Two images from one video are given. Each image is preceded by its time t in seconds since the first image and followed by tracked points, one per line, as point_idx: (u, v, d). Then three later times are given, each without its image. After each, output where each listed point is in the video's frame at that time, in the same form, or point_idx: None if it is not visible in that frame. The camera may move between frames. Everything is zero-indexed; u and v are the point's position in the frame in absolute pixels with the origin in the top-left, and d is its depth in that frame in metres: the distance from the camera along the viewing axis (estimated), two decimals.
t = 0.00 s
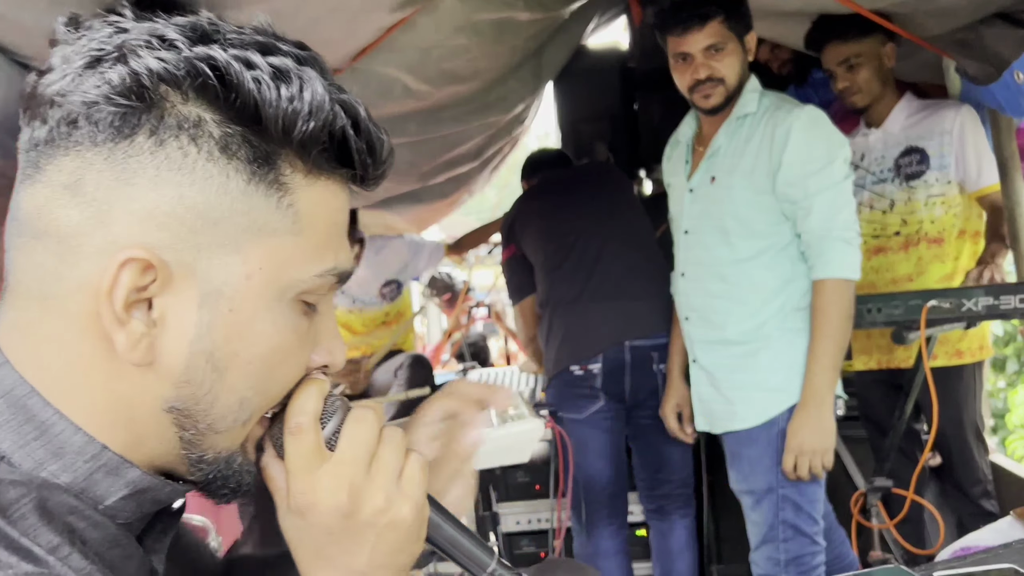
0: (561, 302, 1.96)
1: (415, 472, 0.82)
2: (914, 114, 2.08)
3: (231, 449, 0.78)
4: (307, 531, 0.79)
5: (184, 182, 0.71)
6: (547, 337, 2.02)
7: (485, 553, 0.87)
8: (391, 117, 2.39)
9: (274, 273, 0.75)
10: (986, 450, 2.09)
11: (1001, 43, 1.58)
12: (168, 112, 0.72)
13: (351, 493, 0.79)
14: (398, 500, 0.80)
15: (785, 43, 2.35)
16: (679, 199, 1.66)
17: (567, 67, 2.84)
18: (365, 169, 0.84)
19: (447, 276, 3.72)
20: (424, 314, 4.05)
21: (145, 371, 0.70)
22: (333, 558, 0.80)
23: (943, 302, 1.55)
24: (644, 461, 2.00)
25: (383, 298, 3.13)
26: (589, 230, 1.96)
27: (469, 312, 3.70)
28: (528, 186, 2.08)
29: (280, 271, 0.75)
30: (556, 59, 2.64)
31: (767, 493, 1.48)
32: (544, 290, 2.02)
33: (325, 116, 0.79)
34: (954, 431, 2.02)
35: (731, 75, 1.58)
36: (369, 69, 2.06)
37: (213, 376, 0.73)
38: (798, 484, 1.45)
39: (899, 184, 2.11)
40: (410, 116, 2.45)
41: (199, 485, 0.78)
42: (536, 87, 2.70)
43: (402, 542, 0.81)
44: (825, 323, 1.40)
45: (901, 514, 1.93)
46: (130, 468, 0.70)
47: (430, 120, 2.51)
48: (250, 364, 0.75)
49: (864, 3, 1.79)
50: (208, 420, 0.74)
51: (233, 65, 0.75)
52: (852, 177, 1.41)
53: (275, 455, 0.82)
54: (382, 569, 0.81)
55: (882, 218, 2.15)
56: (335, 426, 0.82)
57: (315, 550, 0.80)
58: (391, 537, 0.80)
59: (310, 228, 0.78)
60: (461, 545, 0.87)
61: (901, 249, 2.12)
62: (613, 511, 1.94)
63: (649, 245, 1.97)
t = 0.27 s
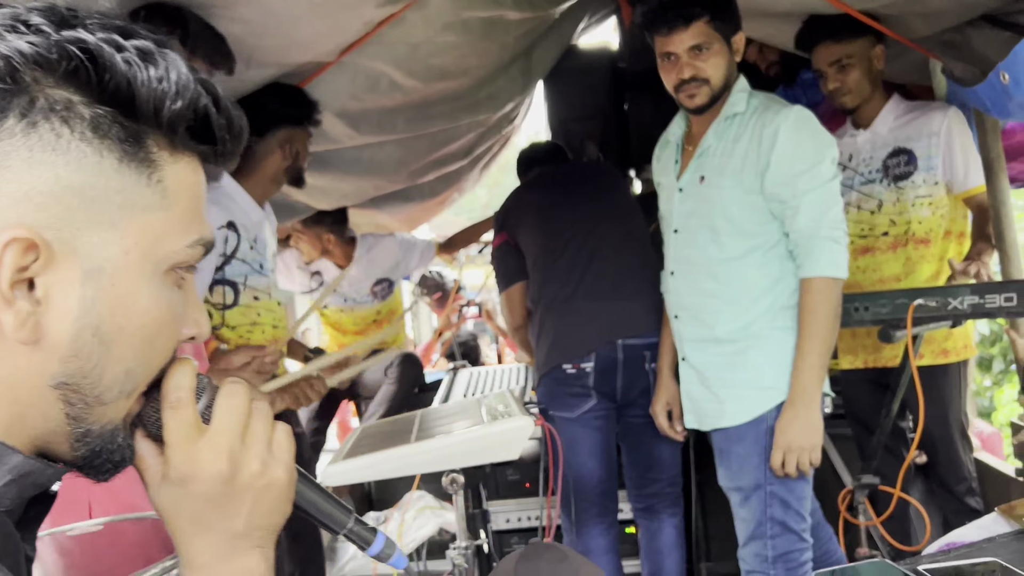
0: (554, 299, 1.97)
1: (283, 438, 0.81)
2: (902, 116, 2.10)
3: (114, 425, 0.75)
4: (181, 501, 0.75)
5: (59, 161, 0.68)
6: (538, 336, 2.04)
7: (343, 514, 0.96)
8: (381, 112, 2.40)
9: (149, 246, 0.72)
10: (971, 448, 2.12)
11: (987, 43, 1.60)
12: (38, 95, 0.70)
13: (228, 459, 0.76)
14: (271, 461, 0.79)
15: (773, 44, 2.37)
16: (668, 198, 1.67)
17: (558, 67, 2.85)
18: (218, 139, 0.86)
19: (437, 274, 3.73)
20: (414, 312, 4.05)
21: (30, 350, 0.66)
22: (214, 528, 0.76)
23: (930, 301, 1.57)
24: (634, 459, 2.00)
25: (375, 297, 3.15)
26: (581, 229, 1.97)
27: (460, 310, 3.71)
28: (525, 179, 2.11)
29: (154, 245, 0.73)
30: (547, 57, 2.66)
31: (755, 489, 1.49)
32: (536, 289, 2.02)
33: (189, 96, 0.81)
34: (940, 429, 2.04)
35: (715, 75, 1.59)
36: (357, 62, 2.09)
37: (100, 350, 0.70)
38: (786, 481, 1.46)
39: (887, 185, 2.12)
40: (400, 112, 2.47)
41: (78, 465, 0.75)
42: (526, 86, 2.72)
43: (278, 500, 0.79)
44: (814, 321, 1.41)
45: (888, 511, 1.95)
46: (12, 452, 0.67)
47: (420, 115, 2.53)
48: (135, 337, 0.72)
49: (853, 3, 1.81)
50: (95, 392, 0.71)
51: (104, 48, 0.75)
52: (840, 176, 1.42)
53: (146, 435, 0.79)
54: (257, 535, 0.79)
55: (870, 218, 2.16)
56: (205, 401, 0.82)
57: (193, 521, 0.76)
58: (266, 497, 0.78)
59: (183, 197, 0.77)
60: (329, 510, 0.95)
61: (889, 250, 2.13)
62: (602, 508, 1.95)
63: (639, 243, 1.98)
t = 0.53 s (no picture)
0: (530, 297, 1.99)
1: (175, 408, 0.74)
2: (864, 122, 2.15)
3: (10, 395, 0.66)
4: (82, 476, 0.67)
5: None
6: (513, 329, 2.06)
7: (231, 484, 0.91)
8: (350, 111, 2.41)
9: (45, 223, 0.65)
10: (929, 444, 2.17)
11: (945, 49, 1.65)
12: None
13: (126, 429, 0.68)
14: (166, 429, 0.72)
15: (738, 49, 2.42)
16: (636, 199, 1.70)
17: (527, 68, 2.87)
18: (104, 133, 0.77)
19: (406, 274, 3.74)
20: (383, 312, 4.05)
21: None
22: (114, 499, 0.69)
23: (889, 300, 1.61)
24: (605, 456, 2.03)
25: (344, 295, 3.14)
26: (556, 228, 2.00)
27: (429, 310, 3.72)
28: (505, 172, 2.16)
29: (46, 222, 0.65)
30: (517, 58, 2.69)
31: (720, 485, 1.52)
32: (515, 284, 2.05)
33: (77, 83, 0.72)
34: (899, 427, 2.09)
35: (675, 83, 1.61)
36: (327, 61, 2.09)
37: None
38: (750, 476, 1.49)
39: (848, 189, 2.17)
40: (369, 111, 2.47)
41: None
42: (495, 87, 2.74)
43: (174, 469, 0.72)
44: (776, 319, 1.44)
45: (849, 506, 1.99)
46: None
47: (389, 114, 2.54)
48: (33, 312, 0.64)
49: (816, 10, 1.85)
50: None
51: None
52: (803, 179, 1.46)
53: (39, 415, 0.69)
54: (156, 501, 0.71)
55: (832, 221, 2.21)
56: (102, 379, 0.72)
57: (96, 495, 0.68)
58: (164, 467, 0.71)
59: (69, 186, 0.69)
60: (213, 478, 0.89)
61: (849, 253, 2.18)
62: (572, 505, 1.97)
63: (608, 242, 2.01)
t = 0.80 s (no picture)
0: (514, 288, 2.00)
1: (124, 383, 0.68)
2: (831, 122, 2.19)
3: None
4: (33, 454, 0.62)
5: None
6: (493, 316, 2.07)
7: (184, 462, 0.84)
8: (327, 108, 2.41)
9: None
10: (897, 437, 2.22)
11: (912, 50, 1.69)
12: None
13: (71, 406, 0.63)
14: (114, 404, 0.66)
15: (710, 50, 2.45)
16: (611, 195, 1.72)
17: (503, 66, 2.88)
18: (47, 123, 0.74)
19: (382, 270, 3.74)
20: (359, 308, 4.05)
21: None
22: (63, 476, 0.63)
23: (856, 296, 1.66)
24: (585, 450, 2.04)
25: (321, 291, 3.08)
26: (539, 220, 2.02)
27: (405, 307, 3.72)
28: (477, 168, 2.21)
29: None
30: (493, 56, 2.70)
31: (692, 476, 1.55)
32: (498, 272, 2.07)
33: (14, 71, 0.69)
34: (867, 420, 2.13)
35: (645, 82, 1.64)
36: (304, 59, 2.10)
37: None
38: (721, 468, 1.52)
39: (817, 188, 2.21)
40: (347, 108, 2.47)
41: None
42: (471, 85, 2.75)
43: (124, 444, 0.67)
44: (746, 313, 1.47)
45: (818, 497, 2.03)
46: None
47: (366, 111, 2.55)
48: None
49: (787, 11, 1.88)
50: None
51: None
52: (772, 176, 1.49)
53: None
54: (107, 477, 0.66)
55: (802, 219, 2.25)
56: (51, 354, 0.66)
57: (46, 472, 0.63)
58: (112, 443, 0.65)
59: (7, 173, 0.66)
60: (168, 457, 0.82)
61: (818, 250, 2.23)
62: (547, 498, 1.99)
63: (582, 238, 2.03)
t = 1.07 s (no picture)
0: (481, 282, 2.00)
1: (76, 376, 0.67)
2: (793, 117, 2.22)
3: None
4: None
5: None
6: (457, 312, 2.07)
7: (146, 454, 0.82)
8: (292, 101, 2.38)
9: None
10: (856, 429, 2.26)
11: (872, 47, 1.72)
12: None
13: (17, 400, 0.62)
14: (65, 398, 0.65)
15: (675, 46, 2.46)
16: (577, 189, 1.73)
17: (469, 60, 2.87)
18: None
19: (347, 265, 3.71)
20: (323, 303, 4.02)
21: None
22: (10, 472, 0.62)
23: (817, 288, 1.67)
24: (551, 444, 2.04)
25: (283, 285, 3.05)
26: (501, 214, 2.01)
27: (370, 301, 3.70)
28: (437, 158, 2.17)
29: None
30: (459, 50, 2.69)
31: (656, 468, 1.56)
32: (461, 266, 2.06)
33: None
34: (827, 412, 2.16)
35: (609, 74, 1.64)
36: (268, 51, 2.07)
37: None
38: (685, 460, 1.53)
39: (780, 183, 2.23)
40: (312, 100, 2.45)
41: None
42: (438, 79, 2.74)
43: (76, 438, 0.65)
44: (709, 305, 1.48)
45: (779, 489, 2.06)
46: None
47: (331, 104, 2.53)
48: None
49: (750, 8, 1.90)
50: None
51: None
52: (735, 169, 1.50)
53: None
54: (60, 471, 0.65)
55: (765, 214, 2.27)
56: None
57: None
58: (65, 436, 0.64)
59: None
60: (128, 450, 0.80)
61: (780, 245, 2.26)
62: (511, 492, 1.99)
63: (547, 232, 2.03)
